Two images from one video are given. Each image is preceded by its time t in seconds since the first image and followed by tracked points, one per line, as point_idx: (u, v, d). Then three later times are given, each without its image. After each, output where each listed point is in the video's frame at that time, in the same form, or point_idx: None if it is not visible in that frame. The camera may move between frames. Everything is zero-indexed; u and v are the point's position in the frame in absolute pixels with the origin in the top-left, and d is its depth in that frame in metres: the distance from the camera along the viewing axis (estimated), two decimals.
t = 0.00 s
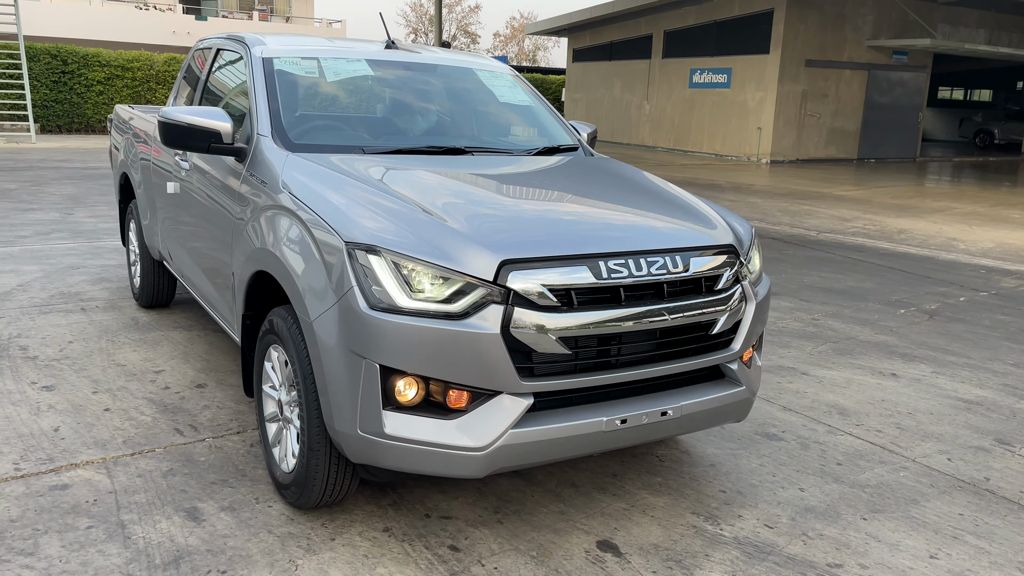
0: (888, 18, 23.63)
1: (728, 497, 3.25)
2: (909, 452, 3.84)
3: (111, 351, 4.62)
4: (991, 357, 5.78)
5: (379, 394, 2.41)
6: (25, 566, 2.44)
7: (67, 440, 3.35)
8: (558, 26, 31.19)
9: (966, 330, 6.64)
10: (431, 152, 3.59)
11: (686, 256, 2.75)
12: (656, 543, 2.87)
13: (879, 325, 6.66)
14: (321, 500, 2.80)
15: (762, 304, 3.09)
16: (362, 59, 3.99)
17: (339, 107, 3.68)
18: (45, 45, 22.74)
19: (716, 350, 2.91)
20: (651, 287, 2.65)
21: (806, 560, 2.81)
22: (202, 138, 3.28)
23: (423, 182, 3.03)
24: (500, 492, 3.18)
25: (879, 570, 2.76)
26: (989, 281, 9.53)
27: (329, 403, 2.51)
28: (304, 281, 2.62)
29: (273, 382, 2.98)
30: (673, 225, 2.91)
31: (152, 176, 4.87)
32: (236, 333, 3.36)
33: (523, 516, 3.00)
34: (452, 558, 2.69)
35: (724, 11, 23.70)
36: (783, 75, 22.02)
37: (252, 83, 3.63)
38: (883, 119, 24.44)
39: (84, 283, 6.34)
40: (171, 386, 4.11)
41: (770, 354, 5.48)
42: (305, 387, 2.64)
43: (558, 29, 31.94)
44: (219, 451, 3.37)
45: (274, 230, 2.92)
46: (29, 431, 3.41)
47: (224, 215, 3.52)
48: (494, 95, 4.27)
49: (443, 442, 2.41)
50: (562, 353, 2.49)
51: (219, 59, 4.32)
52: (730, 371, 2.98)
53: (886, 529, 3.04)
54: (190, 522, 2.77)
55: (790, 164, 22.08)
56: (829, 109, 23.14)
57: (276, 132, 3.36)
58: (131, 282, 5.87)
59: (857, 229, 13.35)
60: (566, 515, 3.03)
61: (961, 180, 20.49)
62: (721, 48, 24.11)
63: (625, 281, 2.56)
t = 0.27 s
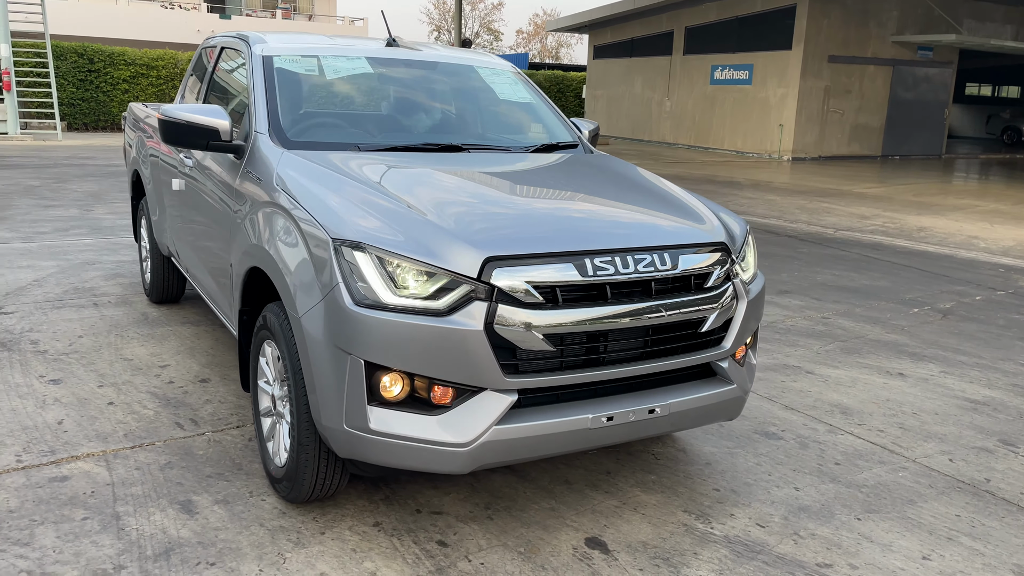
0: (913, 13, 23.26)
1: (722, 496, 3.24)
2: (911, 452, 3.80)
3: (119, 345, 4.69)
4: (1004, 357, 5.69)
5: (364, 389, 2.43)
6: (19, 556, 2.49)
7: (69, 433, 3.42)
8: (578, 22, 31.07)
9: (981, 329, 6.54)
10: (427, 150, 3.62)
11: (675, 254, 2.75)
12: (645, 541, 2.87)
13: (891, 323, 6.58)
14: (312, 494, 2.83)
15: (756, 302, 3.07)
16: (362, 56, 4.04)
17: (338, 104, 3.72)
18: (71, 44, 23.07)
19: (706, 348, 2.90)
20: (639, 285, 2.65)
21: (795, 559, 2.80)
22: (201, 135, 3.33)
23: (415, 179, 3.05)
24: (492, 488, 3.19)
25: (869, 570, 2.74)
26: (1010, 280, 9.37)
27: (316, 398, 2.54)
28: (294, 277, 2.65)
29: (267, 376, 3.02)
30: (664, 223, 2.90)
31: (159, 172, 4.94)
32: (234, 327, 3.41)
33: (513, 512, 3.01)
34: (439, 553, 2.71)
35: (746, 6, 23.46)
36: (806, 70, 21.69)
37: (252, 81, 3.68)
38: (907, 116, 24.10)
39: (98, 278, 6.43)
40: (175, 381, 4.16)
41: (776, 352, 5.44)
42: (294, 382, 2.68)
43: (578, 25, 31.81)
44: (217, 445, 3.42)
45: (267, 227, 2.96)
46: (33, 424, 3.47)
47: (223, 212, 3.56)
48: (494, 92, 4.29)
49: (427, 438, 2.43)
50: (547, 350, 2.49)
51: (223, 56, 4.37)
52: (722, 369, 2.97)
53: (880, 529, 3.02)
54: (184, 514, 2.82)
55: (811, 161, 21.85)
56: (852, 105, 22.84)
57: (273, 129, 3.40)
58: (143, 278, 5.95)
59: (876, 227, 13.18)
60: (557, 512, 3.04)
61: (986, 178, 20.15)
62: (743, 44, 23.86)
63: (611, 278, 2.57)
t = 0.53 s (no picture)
0: (937, 9, 22.93)
1: (720, 494, 3.23)
2: (915, 452, 3.76)
3: (129, 339, 4.76)
4: (1018, 357, 5.60)
5: (355, 384, 2.45)
6: (19, 546, 2.54)
7: (75, 425, 3.47)
8: (597, 20, 30.97)
9: (996, 329, 6.44)
10: (427, 146, 3.64)
11: (669, 250, 2.74)
12: (640, 538, 2.87)
13: (904, 322, 6.51)
14: (307, 488, 2.86)
15: (755, 300, 3.05)
16: (365, 53, 4.07)
17: (340, 101, 3.76)
18: (95, 42, 23.37)
19: (703, 345, 2.89)
20: (632, 281, 2.65)
21: (790, 558, 2.78)
22: (203, 132, 3.38)
23: (413, 176, 3.07)
24: (490, 484, 3.20)
25: (865, 570, 2.72)
26: None
27: (310, 392, 2.57)
28: (289, 272, 2.68)
29: (266, 371, 3.05)
30: (660, 220, 2.89)
31: (169, 168, 5.00)
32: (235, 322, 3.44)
33: (509, 508, 3.02)
34: (432, 548, 2.72)
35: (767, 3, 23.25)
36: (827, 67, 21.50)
37: (255, 78, 3.73)
38: (930, 113, 23.77)
39: (112, 273, 6.52)
40: (181, 375, 4.21)
41: (785, 350, 5.40)
42: (289, 376, 2.70)
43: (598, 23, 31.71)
44: (218, 438, 3.46)
45: (265, 223, 2.99)
46: (40, 416, 3.53)
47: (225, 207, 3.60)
48: (497, 88, 4.30)
49: (418, 433, 2.45)
50: (538, 346, 2.50)
51: (229, 54, 4.42)
52: (718, 366, 2.96)
53: (879, 529, 2.99)
54: (182, 506, 2.85)
55: (831, 159, 21.63)
56: (874, 102, 22.57)
57: (275, 126, 3.44)
58: (155, 274, 6.02)
59: (894, 225, 13.03)
60: (552, 508, 3.04)
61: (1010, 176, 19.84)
62: (763, 41, 23.66)
63: (603, 274, 2.56)
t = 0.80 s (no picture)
0: (959, 6, 22.64)
1: (724, 495, 3.21)
2: (925, 454, 3.71)
3: (139, 336, 4.80)
4: None
5: (355, 381, 2.46)
6: (24, 540, 2.57)
7: (83, 421, 3.50)
8: (614, 18, 30.86)
9: (1014, 331, 6.35)
10: (432, 143, 3.64)
11: (672, 249, 2.72)
12: (642, 538, 2.85)
13: (918, 323, 6.44)
14: (309, 486, 2.87)
15: (760, 299, 3.02)
16: (372, 51, 4.09)
17: (347, 98, 3.77)
18: (116, 42, 23.60)
19: (706, 345, 2.86)
20: (634, 280, 2.63)
21: (794, 560, 2.75)
22: (210, 129, 3.38)
23: (416, 174, 3.07)
24: (492, 482, 3.20)
25: (869, 573, 2.69)
26: None
27: (311, 390, 2.57)
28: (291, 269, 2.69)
29: (269, 368, 3.06)
30: (663, 218, 2.87)
31: (179, 166, 5.04)
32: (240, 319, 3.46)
33: (511, 507, 3.01)
34: (433, 546, 2.72)
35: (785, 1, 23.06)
36: (845, 66, 21.29)
37: (262, 76, 3.75)
38: (950, 112, 23.49)
39: (125, 271, 6.58)
40: (190, 372, 4.24)
41: (795, 350, 5.36)
42: (291, 373, 2.71)
43: (614, 21, 31.60)
44: (224, 435, 3.48)
45: (269, 221, 3.00)
46: (49, 412, 3.57)
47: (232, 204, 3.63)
48: (504, 86, 4.29)
49: (418, 431, 2.45)
50: (538, 344, 2.49)
51: (238, 52, 4.45)
52: (722, 365, 2.93)
53: (885, 532, 2.96)
54: (185, 502, 2.87)
55: (849, 158, 21.43)
56: (893, 101, 22.33)
57: (280, 123, 3.46)
58: (167, 271, 6.07)
59: (912, 224, 12.89)
60: (555, 508, 3.03)
61: None
62: (780, 39, 23.48)
63: (604, 273, 2.55)
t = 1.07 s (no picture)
0: (975, 4, 22.41)
1: (730, 497, 3.17)
2: (935, 457, 3.65)
3: (146, 335, 4.80)
4: None
5: (354, 381, 2.43)
6: (23, 538, 2.56)
7: (86, 419, 3.51)
8: (626, 17, 30.75)
9: None
10: (436, 141, 3.62)
11: (676, 248, 2.68)
12: (645, 541, 2.81)
13: (930, 324, 6.36)
14: (310, 486, 2.85)
15: (766, 299, 2.98)
16: (378, 49, 4.07)
17: (352, 96, 3.76)
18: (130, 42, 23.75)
19: (711, 345, 2.82)
20: (637, 279, 2.59)
21: (800, 564, 2.71)
22: (213, 127, 3.37)
23: (418, 172, 3.05)
24: (495, 483, 3.17)
25: None
26: None
27: (310, 389, 2.55)
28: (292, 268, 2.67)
29: (271, 367, 3.04)
30: (668, 217, 2.84)
31: (186, 165, 5.04)
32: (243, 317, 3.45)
33: (514, 509, 2.98)
34: (434, 547, 2.69)
35: None
36: (860, 65, 21.11)
37: (266, 73, 3.74)
38: (966, 111, 23.26)
39: (134, 269, 6.59)
40: (195, 370, 4.24)
41: (805, 351, 5.30)
42: (291, 372, 2.69)
43: (627, 20, 31.50)
44: (227, 434, 3.46)
45: (271, 219, 2.99)
46: (53, 410, 3.57)
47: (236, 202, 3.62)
48: (510, 84, 4.26)
49: (417, 431, 2.42)
50: (539, 344, 2.46)
51: (243, 50, 4.45)
52: (727, 367, 2.89)
53: (893, 537, 2.91)
54: (185, 502, 2.85)
55: (863, 158, 21.25)
56: (908, 100, 22.13)
57: (284, 121, 3.44)
58: (175, 270, 6.07)
59: (926, 224, 12.75)
60: (558, 509, 3.00)
61: None
62: (794, 38, 23.31)
63: (607, 272, 2.51)
